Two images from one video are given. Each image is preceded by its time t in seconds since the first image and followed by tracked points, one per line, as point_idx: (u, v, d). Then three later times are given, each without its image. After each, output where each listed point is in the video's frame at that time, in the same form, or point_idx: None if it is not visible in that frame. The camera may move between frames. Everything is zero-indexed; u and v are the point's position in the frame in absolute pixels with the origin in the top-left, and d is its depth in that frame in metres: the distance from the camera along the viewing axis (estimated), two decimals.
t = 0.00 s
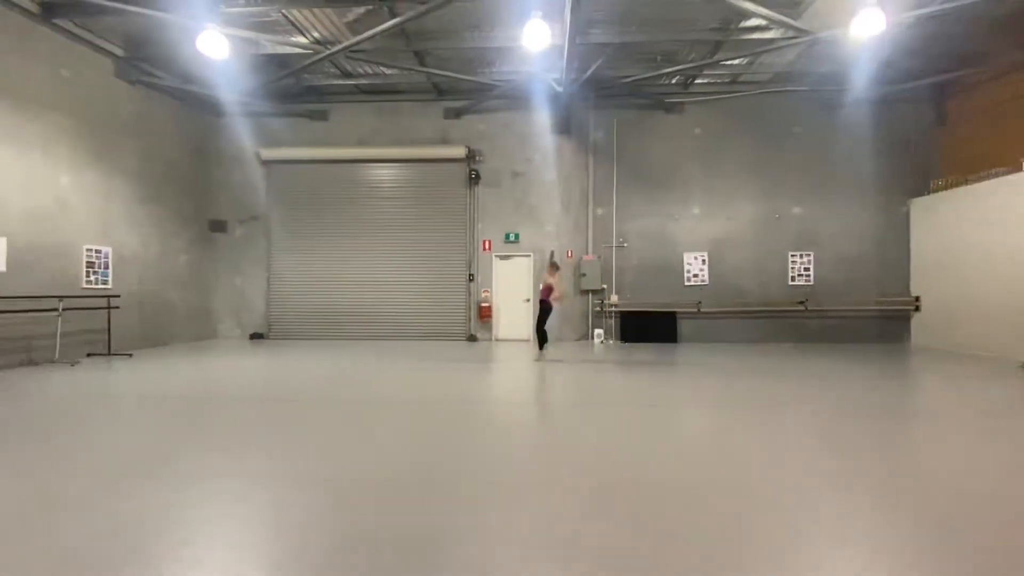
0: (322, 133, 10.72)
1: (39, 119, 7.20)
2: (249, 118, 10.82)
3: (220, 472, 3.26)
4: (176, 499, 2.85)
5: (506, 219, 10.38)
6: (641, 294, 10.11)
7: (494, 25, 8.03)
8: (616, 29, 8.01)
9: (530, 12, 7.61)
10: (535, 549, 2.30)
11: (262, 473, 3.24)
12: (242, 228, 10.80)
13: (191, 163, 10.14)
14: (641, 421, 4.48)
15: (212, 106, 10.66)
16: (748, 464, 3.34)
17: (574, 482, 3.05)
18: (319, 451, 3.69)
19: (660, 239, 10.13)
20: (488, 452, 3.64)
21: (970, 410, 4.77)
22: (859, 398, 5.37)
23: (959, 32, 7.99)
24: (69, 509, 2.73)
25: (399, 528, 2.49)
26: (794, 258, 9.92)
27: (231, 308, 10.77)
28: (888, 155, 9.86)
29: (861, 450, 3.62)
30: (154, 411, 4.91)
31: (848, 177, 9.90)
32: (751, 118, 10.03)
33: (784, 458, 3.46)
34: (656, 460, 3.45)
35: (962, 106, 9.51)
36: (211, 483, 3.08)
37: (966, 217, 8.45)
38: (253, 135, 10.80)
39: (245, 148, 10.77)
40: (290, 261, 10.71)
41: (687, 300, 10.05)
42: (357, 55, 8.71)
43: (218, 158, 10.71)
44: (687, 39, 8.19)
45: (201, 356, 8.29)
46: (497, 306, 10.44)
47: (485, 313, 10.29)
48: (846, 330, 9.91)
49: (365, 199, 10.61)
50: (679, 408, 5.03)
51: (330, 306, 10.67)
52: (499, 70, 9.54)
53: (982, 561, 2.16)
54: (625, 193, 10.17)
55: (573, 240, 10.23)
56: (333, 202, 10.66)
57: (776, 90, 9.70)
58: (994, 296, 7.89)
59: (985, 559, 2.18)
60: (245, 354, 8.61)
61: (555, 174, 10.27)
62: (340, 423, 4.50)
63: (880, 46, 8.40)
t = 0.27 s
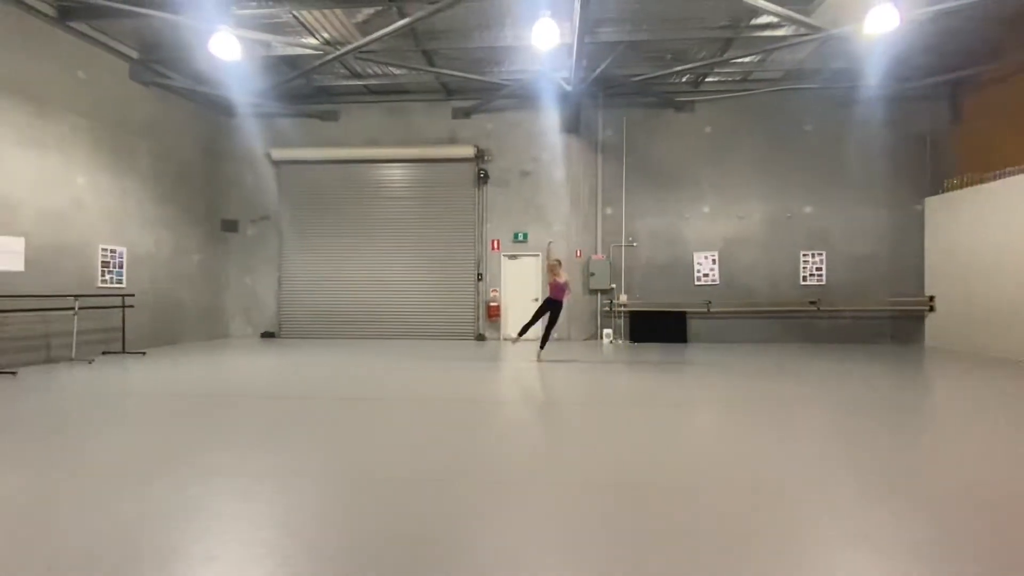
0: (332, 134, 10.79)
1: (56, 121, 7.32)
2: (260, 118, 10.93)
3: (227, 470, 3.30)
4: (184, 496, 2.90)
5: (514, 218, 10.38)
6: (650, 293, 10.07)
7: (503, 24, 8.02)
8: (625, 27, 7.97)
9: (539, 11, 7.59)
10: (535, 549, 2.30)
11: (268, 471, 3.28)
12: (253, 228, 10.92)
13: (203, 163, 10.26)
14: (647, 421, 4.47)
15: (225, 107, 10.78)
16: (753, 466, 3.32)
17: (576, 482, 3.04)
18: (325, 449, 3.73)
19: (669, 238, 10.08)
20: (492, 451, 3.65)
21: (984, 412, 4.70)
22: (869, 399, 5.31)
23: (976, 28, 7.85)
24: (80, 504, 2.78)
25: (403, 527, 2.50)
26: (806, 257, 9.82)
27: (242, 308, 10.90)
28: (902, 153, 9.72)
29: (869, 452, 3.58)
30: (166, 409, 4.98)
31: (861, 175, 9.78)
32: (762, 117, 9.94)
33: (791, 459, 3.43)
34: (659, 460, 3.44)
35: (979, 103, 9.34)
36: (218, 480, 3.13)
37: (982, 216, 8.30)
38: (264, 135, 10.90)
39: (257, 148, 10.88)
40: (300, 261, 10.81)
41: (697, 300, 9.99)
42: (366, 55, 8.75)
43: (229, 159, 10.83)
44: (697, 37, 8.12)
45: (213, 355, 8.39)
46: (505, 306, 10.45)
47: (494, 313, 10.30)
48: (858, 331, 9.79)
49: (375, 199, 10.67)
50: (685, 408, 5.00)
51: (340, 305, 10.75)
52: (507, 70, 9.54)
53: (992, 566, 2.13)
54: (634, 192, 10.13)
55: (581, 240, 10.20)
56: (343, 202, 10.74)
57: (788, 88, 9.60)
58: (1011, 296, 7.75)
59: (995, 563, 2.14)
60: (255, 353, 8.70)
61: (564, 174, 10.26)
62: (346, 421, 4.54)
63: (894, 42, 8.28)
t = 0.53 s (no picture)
0: (337, 134, 10.84)
1: (65, 123, 7.40)
2: (267, 120, 11.00)
3: (230, 468, 3.32)
4: (188, 493, 2.93)
5: (519, 218, 10.38)
6: (655, 293, 10.03)
7: (508, 24, 8.02)
8: (630, 26, 7.95)
9: (543, 11, 7.58)
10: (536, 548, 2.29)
11: (271, 469, 3.30)
12: (260, 228, 10.99)
13: (210, 164, 10.34)
14: (650, 421, 4.45)
15: (231, 108, 10.85)
16: (755, 466, 3.30)
17: (577, 482, 3.04)
18: (328, 448, 3.74)
19: (674, 238, 10.04)
20: (494, 451, 3.65)
21: (992, 412, 4.64)
22: (876, 400, 5.26)
23: (986, 25, 7.75)
24: (85, 502, 2.81)
25: (403, 526, 2.51)
26: (813, 257, 9.75)
27: (249, 308, 10.97)
28: (910, 152, 9.63)
29: (874, 452, 3.55)
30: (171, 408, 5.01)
31: (869, 174, 9.71)
32: (768, 115, 9.88)
33: (795, 459, 3.41)
34: (662, 460, 3.42)
35: (989, 100, 9.23)
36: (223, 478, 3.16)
37: (992, 214, 8.20)
38: (271, 137, 10.98)
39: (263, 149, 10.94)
40: (306, 261, 10.86)
41: (703, 300, 9.95)
42: (372, 56, 8.78)
43: (236, 160, 10.91)
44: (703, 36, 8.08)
45: (220, 354, 8.45)
46: (511, 306, 10.45)
47: (499, 313, 10.30)
48: (866, 331, 9.71)
49: (380, 199, 10.70)
50: (689, 408, 4.97)
51: (346, 305, 10.79)
52: (512, 70, 9.55)
53: (998, 568, 2.10)
54: (640, 192, 10.10)
55: (587, 240, 10.18)
56: (348, 202, 10.78)
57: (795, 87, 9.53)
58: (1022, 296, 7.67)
59: (1000, 565, 2.11)
60: (262, 352, 8.76)
61: (569, 173, 10.24)
62: (349, 421, 4.55)
63: (903, 40, 8.20)
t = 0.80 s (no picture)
0: (340, 135, 10.87)
1: (69, 126, 7.44)
2: (269, 121, 11.02)
3: (232, 468, 3.33)
4: (190, 493, 2.94)
5: (521, 219, 10.38)
6: (658, 293, 10.02)
7: (510, 25, 8.02)
8: (632, 26, 7.94)
9: (545, 11, 7.57)
10: (535, 548, 2.30)
11: (272, 469, 3.31)
12: (262, 229, 11.02)
13: (213, 166, 10.38)
14: (651, 421, 4.45)
15: (234, 110, 10.88)
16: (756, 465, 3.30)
17: (578, 482, 3.04)
18: (328, 448, 3.76)
19: (676, 238, 10.02)
20: (494, 450, 3.66)
21: (997, 412, 4.61)
22: (879, 399, 5.24)
23: (989, 22, 7.72)
24: (88, 501, 2.83)
25: (403, 525, 2.51)
26: (816, 256, 9.72)
27: (252, 308, 11.01)
28: (913, 151, 9.60)
29: (876, 451, 3.54)
30: (174, 408, 5.03)
31: (871, 173, 9.67)
32: (770, 115, 9.85)
33: (796, 459, 3.40)
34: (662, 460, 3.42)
35: (993, 98, 9.18)
36: (225, 477, 3.17)
37: (996, 213, 8.16)
38: (273, 138, 11.01)
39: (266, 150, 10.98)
40: (308, 261, 10.88)
41: (705, 300, 9.93)
42: (374, 57, 8.79)
43: (239, 161, 10.95)
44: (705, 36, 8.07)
45: (223, 355, 8.48)
46: (513, 306, 10.45)
47: (501, 313, 10.31)
48: (870, 331, 9.68)
49: (382, 200, 10.72)
50: (690, 408, 4.96)
51: (348, 306, 10.81)
52: (514, 70, 9.55)
53: (1002, 569, 2.08)
54: (642, 192, 10.09)
55: (589, 240, 10.18)
56: (351, 203, 10.80)
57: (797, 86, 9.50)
58: None
59: (1001, 565, 2.11)
60: (265, 353, 8.78)
61: (570, 174, 10.24)
62: (350, 421, 4.55)
63: (906, 39, 8.17)
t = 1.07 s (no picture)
0: (339, 136, 10.87)
1: (69, 128, 7.44)
2: (268, 122, 11.03)
3: (233, 470, 3.32)
4: (191, 494, 2.94)
5: (521, 219, 10.37)
6: (658, 293, 10.01)
7: (509, 25, 8.02)
8: (631, 26, 7.94)
9: (544, 11, 7.57)
10: (536, 548, 2.29)
11: (273, 470, 3.31)
12: (262, 230, 11.01)
13: (212, 167, 10.38)
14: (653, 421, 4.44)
15: (234, 111, 10.89)
16: (757, 465, 3.29)
17: (578, 482, 3.03)
18: (329, 449, 3.75)
19: (676, 238, 10.02)
20: (495, 451, 3.65)
21: (999, 411, 4.60)
22: (880, 399, 5.23)
23: (988, 22, 7.72)
24: (90, 503, 2.83)
25: (403, 526, 2.51)
26: (816, 256, 9.72)
27: (252, 310, 11.00)
28: (913, 150, 9.60)
29: (878, 451, 3.54)
30: (174, 410, 5.03)
31: (871, 172, 9.67)
32: (770, 114, 9.85)
33: (797, 459, 3.40)
34: (663, 460, 3.41)
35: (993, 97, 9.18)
36: (226, 479, 3.16)
37: (997, 212, 8.15)
38: (273, 139, 11.01)
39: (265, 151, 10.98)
40: (308, 262, 10.88)
41: (705, 300, 9.92)
42: (373, 58, 8.79)
43: (238, 162, 10.95)
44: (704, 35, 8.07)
45: (223, 357, 8.47)
46: (513, 307, 10.44)
47: (501, 313, 10.31)
48: (870, 330, 9.67)
49: (382, 200, 10.71)
50: (691, 408, 4.96)
51: (347, 307, 10.81)
52: (513, 71, 9.55)
53: (1010, 570, 2.06)
54: (641, 192, 10.09)
55: (589, 240, 10.17)
56: (350, 204, 10.80)
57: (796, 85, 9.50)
58: None
59: (1004, 563, 2.10)
60: (264, 354, 8.77)
61: (570, 174, 10.23)
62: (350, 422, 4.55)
63: (905, 38, 8.18)
